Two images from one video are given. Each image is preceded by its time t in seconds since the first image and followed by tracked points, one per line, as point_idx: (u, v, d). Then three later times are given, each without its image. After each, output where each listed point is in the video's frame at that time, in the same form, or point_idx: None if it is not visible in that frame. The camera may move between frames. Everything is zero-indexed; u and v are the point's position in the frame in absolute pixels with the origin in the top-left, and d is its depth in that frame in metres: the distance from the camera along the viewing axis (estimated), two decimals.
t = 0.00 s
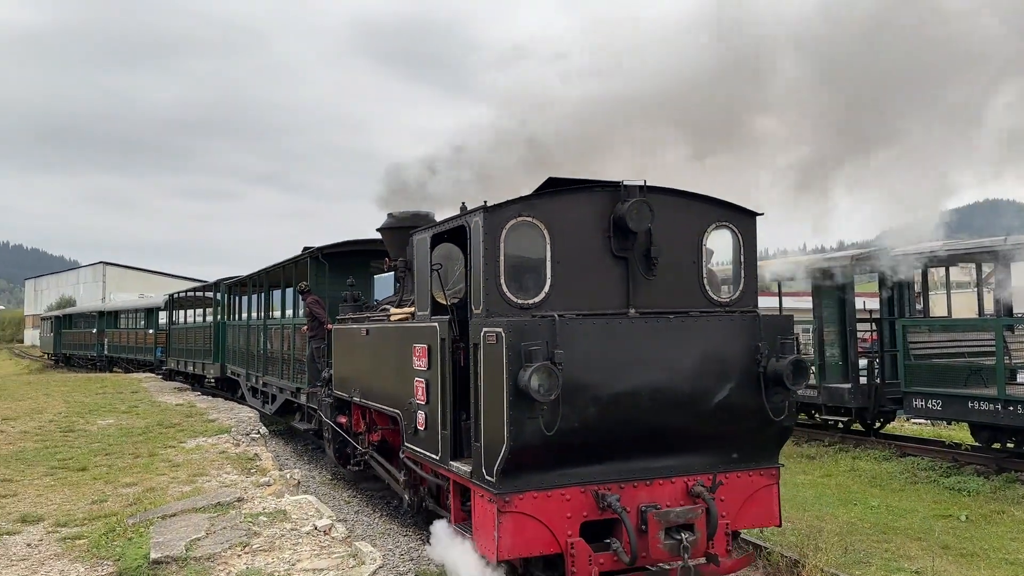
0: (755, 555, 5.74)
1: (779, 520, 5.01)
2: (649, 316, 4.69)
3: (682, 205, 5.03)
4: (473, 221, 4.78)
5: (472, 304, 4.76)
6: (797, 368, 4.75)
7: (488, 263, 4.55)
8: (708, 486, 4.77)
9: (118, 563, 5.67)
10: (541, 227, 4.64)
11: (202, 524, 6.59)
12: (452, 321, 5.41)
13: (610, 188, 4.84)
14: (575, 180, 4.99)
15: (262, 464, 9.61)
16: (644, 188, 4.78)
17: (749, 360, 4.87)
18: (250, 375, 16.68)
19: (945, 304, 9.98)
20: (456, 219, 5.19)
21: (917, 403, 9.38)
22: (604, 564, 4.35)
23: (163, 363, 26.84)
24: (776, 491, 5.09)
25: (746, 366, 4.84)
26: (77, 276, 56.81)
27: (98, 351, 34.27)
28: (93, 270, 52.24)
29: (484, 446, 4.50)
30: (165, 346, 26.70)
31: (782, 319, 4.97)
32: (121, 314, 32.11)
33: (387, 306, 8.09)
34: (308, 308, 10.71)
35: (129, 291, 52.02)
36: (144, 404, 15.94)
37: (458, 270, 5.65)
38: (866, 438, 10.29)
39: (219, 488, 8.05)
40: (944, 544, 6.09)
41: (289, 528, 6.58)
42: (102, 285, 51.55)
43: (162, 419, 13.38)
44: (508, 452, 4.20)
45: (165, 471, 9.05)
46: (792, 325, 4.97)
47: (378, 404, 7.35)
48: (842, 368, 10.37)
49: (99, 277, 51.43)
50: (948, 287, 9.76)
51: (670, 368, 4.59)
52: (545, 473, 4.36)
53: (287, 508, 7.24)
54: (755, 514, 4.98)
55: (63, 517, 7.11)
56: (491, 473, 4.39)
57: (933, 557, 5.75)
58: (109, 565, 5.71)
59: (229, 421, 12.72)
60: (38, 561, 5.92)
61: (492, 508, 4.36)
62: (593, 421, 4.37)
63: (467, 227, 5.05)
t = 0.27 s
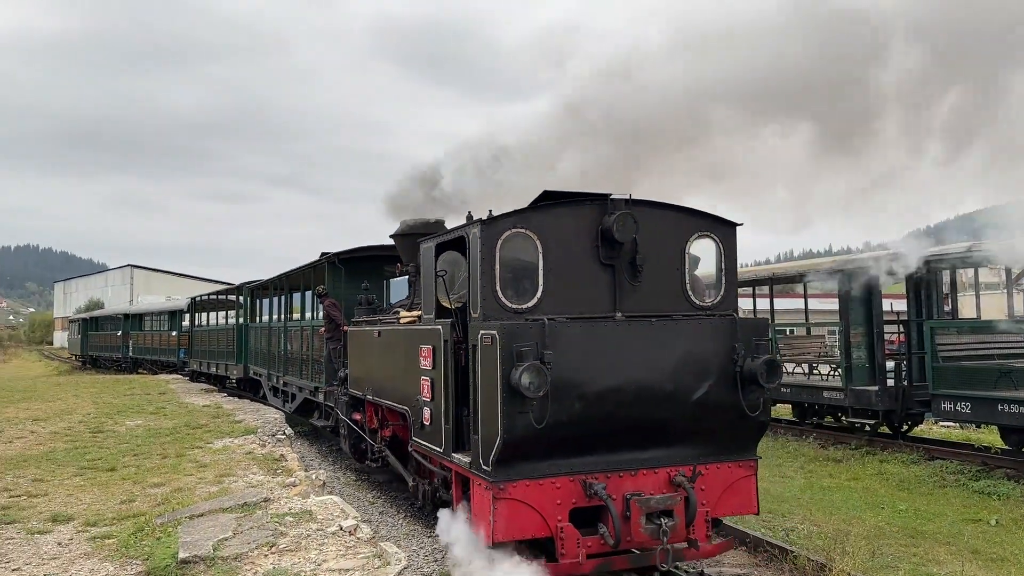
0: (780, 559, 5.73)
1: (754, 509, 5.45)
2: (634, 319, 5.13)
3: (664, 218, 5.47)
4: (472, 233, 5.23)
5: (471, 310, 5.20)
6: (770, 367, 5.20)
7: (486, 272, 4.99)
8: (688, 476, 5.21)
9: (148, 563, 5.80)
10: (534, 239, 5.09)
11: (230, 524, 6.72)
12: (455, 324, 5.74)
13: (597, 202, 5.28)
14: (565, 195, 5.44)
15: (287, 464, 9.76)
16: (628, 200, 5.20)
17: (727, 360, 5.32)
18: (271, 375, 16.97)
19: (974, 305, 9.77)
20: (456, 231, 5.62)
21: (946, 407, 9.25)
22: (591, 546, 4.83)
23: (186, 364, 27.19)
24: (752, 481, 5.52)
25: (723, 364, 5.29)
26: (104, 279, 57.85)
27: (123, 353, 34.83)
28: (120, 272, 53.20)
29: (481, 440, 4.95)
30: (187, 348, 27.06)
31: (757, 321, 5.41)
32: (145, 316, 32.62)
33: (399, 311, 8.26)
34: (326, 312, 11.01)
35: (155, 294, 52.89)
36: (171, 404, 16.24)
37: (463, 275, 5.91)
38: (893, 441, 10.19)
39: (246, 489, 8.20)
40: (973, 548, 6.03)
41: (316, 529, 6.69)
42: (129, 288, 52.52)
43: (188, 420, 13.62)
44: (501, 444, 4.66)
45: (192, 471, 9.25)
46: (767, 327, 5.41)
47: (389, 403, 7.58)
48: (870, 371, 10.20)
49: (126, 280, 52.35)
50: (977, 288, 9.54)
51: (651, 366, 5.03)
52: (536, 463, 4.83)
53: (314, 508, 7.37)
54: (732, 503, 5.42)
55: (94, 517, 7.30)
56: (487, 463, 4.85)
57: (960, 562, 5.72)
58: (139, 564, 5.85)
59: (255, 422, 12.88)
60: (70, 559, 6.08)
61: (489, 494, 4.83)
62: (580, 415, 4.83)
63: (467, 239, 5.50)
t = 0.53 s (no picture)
0: (805, 563, 5.70)
1: (738, 498, 5.77)
2: (624, 321, 5.48)
3: (654, 227, 5.80)
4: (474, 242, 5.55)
5: (473, 313, 5.54)
6: (750, 367, 5.59)
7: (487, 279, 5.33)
8: (674, 467, 5.56)
9: (173, 563, 5.91)
10: (532, 248, 5.43)
11: (253, 524, 6.83)
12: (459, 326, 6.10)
13: (591, 213, 5.62)
14: (562, 206, 5.77)
15: (310, 465, 9.88)
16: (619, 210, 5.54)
17: (711, 359, 5.69)
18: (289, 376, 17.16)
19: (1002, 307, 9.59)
20: (459, 239, 5.95)
21: (972, 409, 9.11)
22: (584, 532, 5.17)
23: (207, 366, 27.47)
24: (735, 473, 5.87)
25: (706, 364, 5.67)
26: (128, 281, 58.69)
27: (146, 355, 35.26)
28: (144, 276, 54.08)
29: (483, 434, 5.32)
30: (208, 350, 27.37)
31: (740, 324, 5.80)
32: (166, 319, 33.04)
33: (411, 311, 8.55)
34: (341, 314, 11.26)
35: (179, 297, 53.64)
36: (195, 406, 16.47)
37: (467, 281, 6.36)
38: (919, 444, 10.08)
39: (269, 489, 8.32)
40: (1001, 553, 5.97)
41: (339, 530, 6.78)
42: (152, 290, 53.27)
43: (212, 421, 13.83)
44: (501, 437, 5.02)
45: (217, 472, 9.40)
46: (749, 329, 5.80)
47: (401, 400, 7.71)
48: (896, 374, 10.10)
49: (150, 283, 53.19)
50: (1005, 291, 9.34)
51: (638, 366, 5.41)
52: (534, 454, 5.19)
53: (336, 509, 7.47)
54: (717, 494, 5.76)
55: (119, 517, 7.45)
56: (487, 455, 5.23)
57: (988, 566, 5.67)
58: (165, 564, 5.96)
59: (277, 424, 13.04)
60: (97, 558, 6.21)
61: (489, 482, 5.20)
62: (574, 411, 5.20)
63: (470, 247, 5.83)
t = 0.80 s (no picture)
0: (826, 566, 5.70)
1: (723, 489, 6.13)
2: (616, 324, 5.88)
3: (644, 237, 6.22)
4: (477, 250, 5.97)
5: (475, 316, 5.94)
6: (733, 366, 5.94)
7: (488, 284, 5.74)
8: (662, 460, 5.93)
9: (196, 562, 6.00)
10: (530, 255, 5.85)
11: (275, 524, 6.92)
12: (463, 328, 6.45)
13: (585, 223, 6.06)
14: (558, 217, 6.21)
15: (330, 466, 9.98)
16: (611, 220, 5.98)
17: (698, 359, 6.00)
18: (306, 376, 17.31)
19: None
20: (463, 247, 6.37)
21: (997, 411, 8.99)
22: (577, 519, 5.55)
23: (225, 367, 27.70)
24: (720, 466, 6.23)
25: (693, 364, 5.98)
26: (148, 283, 59.41)
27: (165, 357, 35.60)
28: (164, 278, 54.80)
29: (484, 429, 5.68)
30: (226, 351, 27.62)
31: (724, 325, 6.08)
32: (185, 321, 33.38)
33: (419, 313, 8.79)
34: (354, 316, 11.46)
35: (199, 299, 54.28)
36: (216, 407, 16.68)
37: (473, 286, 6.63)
38: (943, 447, 9.97)
39: (289, 490, 8.42)
40: None
41: (360, 530, 6.85)
42: (175, 292, 53.95)
43: (233, 422, 14.01)
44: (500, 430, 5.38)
45: (238, 472, 9.54)
46: (731, 331, 6.11)
47: (412, 397, 7.79)
48: (920, 376, 10.05)
49: (172, 285, 53.88)
50: None
51: (630, 366, 5.74)
52: (530, 447, 5.58)
53: (357, 509, 7.55)
54: (702, 485, 6.13)
55: (142, 516, 7.59)
56: (487, 447, 5.60)
57: (1013, 571, 5.63)
58: (188, 564, 6.05)
59: (297, 424, 13.18)
60: (121, 558, 6.33)
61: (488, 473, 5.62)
62: (568, 407, 5.55)
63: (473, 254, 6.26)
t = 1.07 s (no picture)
0: (848, 568, 5.68)
1: (706, 481, 6.61)
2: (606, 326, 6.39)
3: (633, 245, 6.72)
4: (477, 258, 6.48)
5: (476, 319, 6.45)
6: (716, 365, 6.45)
7: (487, 289, 6.24)
8: (649, 453, 6.42)
9: (218, 561, 6.10)
10: (526, 263, 6.36)
11: (296, 524, 7.01)
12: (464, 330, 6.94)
13: (578, 233, 6.56)
14: (553, 227, 6.71)
15: (350, 466, 10.08)
16: (602, 230, 6.49)
17: (682, 359, 6.52)
18: (321, 377, 17.46)
19: None
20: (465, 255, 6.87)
21: (1020, 413, 8.89)
22: (570, 507, 6.04)
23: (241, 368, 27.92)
24: (703, 459, 6.72)
25: (677, 364, 6.50)
26: (168, 285, 60.14)
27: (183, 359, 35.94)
28: (184, 280, 55.49)
29: (483, 422, 6.19)
30: (241, 352, 27.87)
31: (706, 326, 6.58)
32: (202, 322, 33.73)
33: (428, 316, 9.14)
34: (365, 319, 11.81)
35: (218, 300, 54.89)
36: (236, 407, 16.89)
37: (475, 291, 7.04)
38: (965, 449, 9.87)
39: (310, 489, 8.53)
40: None
41: (380, 530, 6.93)
42: (195, 293, 54.45)
43: (253, 422, 14.18)
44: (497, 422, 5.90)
45: (258, 472, 9.68)
46: (714, 333, 6.59)
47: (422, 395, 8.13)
48: (942, 377, 9.96)
49: (191, 286, 54.51)
50: None
51: (617, 364, 6.27)
52: (526, 439, 6.08)
53: (376, 509, 7.63)
54: (687, 476, 6.61)
55: (165, 516, 7.72)
56: (487, 440, 6.09)
57: None
58: (211, 563, 6.14)
59: (317, 425, 13.32)
60: (144, 556, 6.44)
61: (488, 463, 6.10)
62: (561, 402, 6.05)
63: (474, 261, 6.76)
